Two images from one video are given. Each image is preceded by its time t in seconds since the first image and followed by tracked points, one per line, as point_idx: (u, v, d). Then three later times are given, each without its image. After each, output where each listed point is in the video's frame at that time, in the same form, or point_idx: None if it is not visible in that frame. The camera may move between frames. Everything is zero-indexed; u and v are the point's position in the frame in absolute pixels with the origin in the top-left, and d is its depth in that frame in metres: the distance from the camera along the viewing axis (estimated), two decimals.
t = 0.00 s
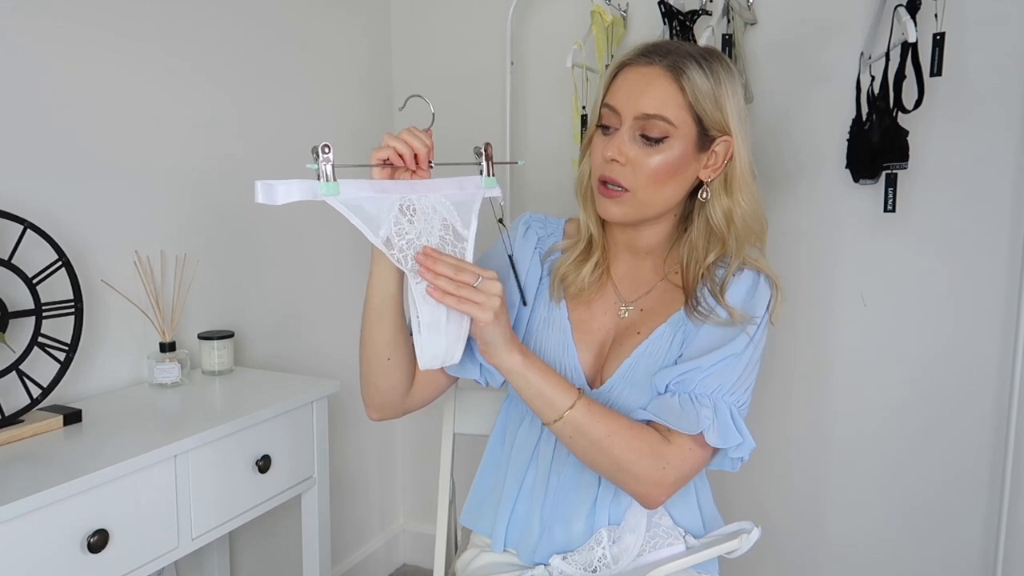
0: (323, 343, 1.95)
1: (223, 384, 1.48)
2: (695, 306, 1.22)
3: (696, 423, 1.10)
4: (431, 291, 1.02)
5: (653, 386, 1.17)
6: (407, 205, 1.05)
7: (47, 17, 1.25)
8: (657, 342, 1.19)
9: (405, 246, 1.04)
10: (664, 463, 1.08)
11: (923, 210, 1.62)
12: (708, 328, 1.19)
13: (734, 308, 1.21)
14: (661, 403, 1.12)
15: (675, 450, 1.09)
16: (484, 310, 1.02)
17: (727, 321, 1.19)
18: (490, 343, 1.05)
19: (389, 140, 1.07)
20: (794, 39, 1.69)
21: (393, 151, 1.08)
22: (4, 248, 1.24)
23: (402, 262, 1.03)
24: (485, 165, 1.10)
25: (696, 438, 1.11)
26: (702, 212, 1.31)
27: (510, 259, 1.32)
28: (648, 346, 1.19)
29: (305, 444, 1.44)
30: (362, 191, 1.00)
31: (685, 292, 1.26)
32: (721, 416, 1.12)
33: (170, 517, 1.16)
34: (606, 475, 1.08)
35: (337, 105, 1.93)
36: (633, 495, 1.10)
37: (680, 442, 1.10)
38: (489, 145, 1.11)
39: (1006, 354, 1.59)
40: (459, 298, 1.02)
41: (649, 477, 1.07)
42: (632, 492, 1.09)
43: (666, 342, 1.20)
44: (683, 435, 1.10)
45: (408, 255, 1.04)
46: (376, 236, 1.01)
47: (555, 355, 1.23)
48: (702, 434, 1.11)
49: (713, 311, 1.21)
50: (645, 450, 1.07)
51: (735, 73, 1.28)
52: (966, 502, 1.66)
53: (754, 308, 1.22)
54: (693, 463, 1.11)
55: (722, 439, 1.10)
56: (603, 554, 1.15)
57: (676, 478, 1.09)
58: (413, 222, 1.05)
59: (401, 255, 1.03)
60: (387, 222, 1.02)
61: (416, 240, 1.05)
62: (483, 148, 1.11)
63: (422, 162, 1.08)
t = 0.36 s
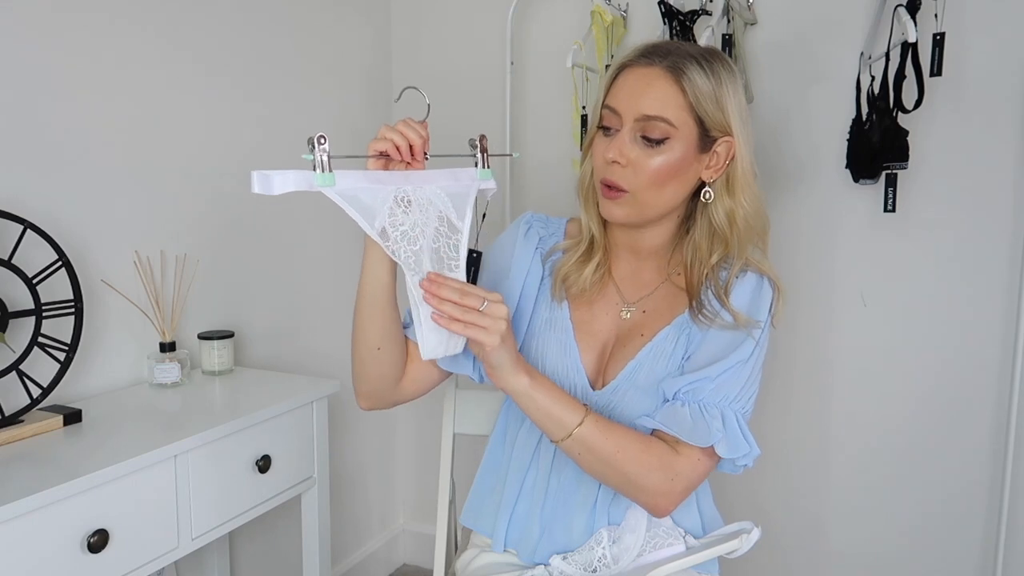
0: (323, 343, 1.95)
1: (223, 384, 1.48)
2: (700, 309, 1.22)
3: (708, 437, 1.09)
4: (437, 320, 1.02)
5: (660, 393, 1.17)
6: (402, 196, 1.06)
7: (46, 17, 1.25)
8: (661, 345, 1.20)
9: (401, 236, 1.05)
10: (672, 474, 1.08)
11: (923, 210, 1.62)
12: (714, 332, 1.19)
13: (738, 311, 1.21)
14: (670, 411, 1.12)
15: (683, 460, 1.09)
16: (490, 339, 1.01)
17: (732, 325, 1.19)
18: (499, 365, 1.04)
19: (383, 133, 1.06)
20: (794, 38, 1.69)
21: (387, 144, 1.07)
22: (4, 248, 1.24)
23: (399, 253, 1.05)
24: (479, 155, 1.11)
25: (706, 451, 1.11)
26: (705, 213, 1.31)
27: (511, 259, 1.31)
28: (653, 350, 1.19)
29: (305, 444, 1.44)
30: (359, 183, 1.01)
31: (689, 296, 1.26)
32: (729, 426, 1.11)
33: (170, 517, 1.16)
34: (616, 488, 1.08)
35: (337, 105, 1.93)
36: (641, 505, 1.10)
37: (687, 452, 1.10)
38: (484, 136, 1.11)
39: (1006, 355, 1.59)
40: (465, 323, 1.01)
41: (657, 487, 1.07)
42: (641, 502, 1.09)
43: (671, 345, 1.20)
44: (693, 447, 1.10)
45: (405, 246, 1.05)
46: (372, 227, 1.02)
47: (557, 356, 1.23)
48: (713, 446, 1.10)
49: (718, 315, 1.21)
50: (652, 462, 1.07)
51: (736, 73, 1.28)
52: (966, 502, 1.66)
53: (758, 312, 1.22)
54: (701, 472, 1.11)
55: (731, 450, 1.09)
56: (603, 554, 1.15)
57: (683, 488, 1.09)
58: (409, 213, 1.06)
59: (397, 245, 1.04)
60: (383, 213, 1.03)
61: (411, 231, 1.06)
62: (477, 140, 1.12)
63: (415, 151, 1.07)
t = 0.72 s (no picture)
0: (323, 342, 1.95)
1: (223, 384, 1.48)
2: (703, 312, 1.22)
3: (714, 446, 1.09)
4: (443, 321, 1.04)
5: (663, 397, 1.17)
6: (400, 186, 1.05)
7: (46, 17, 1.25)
8: (664, 347, 1.20)
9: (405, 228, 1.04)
10: (674, 480, 1.08)
11: (923, 210, 1.62)
12: (718, 335, 1.19)
13: (741, 314, 1.21)
14: (676, 418, 1.12)
15: (685, 465, 1.09)
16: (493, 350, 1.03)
17: (735, 327, 1.19)
18: (499, 379, 1.04)
19: (378, 123, 1.06)
20: (793, 38, 1.69)
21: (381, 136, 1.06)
22: (4, 247, 1.24)
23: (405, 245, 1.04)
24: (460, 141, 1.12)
25: (710, 457, 1.10)
26: (706, 213, 1.31)
27: (511, 259, 1.31)
28: (655, 351, 1.19)
29: (305, 444, 1.44)
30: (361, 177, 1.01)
31: (691, 297, 1.26)
32: (734, 433, 1.11)
33: (170, 516, 1.16)
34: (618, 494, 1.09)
35: (338, 105, 1.93)
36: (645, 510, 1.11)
37: (691, 458, 1.10)
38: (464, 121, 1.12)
39: (1006, 354, 1.59)
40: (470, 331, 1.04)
41: (660, 492, 1.08)
42: (645, 507, 1.09)
43: (673, 347, 1.20)
44: (698, 454, 1.10)
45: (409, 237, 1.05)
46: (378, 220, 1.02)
47: (558, 356, 1.23)
48: (719, 454, 1.10)
49: (721, 317, 1.21)
50: (654, 467, 1.08)
51: (736, 72, 1.28)
52: (966, 502, 1.67)
53: (760, 315, 1.22)
54: (704, 476, 1.11)
55: (737, 457, 1.09)
56: (603, 554, 1.15)
57: (686, 493, 1.09)
58: (408, 203, 1.05)
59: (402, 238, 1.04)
60: (386, 205, 1.03)
61: (413, 222, 1.05)
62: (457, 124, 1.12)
63: (408, 141, 1.07)
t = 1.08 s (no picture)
0: (323, 342, 1.95)
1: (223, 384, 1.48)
2: (703, 312, 1.22)
3: (713, 446, 1.09)
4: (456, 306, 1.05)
5: (663, 397, 1.17)
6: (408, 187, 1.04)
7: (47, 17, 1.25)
8: (664, 347, 1.19)
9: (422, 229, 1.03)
10: (671, 480, 1.08)
11: (923, 211, 1.62)
12: (718, 335, 1.19)
13: (742, 314, 1.21)
14: (675, 418, 1.12)
15: (683, 465, 1.09)
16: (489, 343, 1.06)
17: (735, 327, 1.19)
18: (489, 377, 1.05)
19: (379, 121, 1.00)
20: (792, 39, 1.69)
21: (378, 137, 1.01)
22: (4, 247, 1.24)
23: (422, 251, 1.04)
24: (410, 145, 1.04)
25: (709, 458, 1.10)
26: (707, 212, 1.31)
27: (512, 259, 1.31)
28: (654, 352, 1.19)
29: (305, 444, 1.44)
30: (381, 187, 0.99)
31: (691, 298, 1.26)
32: (734, 433, 1.11)
33: (170, 516, 1.16)
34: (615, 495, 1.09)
35: (338, 105, 1.93)
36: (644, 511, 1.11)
37: (689, 457, 1.10)
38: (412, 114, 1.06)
39: (1006, 354, 1.59)
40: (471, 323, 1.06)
41: (657, 492, 1.08)
42: (643, 508, 1.09)
43: (673, 347, 1.20)
44: (695, 454, 1.09)
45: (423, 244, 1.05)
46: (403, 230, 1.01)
47: (559, 356, 1.23)
48: (718, 454, 1.10)
49: (721, 317, 1.21)
50: (651, 468, 1.08)
51: (734, 71, 1.28)
52: (966, 502, 1.66)
53: (760, 315, 1.22)
54: (703, 477, 1.10)
55: (736, 456, 1.09)
56: (603, 554, 1.15)
57: (685, 493, 1.09)
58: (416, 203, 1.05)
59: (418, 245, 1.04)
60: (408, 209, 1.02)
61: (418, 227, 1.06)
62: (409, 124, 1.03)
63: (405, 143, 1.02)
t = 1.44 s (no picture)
0: (323, 342, 1.95)
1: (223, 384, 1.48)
2: (703, 310, 1.22)
3: (712, 445, 1.08)
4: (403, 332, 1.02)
5: (661, 396, 1.17)
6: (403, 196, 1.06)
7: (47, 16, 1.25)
8: (663, 347, 1.19)
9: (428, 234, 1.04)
10: (671, 481, 1.08)
11: (923, 211, 1.62)
12: (718, 334, 1.19)
13: (742, 311, 1.21)
14: (674, 418, 1.12)
15: (683, 466, 1.09)
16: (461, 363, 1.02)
17: (735, 326, 1.19)
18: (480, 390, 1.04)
19: (380, 124, 1.01)
20: (792, 39, 1.69)
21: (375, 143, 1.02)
22: (4, 248, 1.24)
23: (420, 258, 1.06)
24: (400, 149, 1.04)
25: (708, 458, 1.10)
26: (708, 208, 1.31)
27: (512, 258, 1.31)
28: (654, 352, 1.19)
29: (306, 444, 1.44)
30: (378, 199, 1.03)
31: (692, 296, 1.26)
32: (732, 431, 1.11)
33: (169, 516, 1.16)
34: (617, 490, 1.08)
35: (338, 106, 1.93)
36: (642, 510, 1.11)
37: (689, 458, 1.10)
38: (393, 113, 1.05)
39: (1006, 354, 1.59)
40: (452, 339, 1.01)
41: (656, 491, 1.08)
42: (644, 507, 1.09)
43: (673, 347, 1.20)
44: (695, 454, 1.09)
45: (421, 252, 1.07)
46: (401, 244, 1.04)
47: (559, 355, 1.23)
48: (717, 453, 1.10)
49: (722, 315, 1.21)
50: (651, 467, 1.07)
51: (731, 67, 1.28)
52: (966, 502, 1.66)
53: (761, 313, 1.22)
54: (702, 477, 1.10)
55: (735, 456, 1.09)
56: (603, 554, 1.15)
57: (683, 492, 1.09)
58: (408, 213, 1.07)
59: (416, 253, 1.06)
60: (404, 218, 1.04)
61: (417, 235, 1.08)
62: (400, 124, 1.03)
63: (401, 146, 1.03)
